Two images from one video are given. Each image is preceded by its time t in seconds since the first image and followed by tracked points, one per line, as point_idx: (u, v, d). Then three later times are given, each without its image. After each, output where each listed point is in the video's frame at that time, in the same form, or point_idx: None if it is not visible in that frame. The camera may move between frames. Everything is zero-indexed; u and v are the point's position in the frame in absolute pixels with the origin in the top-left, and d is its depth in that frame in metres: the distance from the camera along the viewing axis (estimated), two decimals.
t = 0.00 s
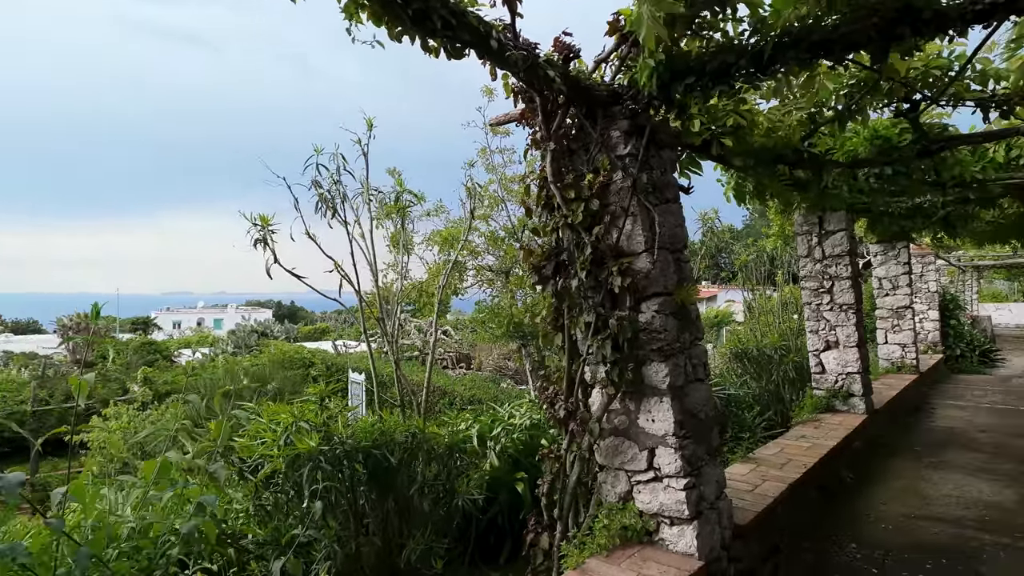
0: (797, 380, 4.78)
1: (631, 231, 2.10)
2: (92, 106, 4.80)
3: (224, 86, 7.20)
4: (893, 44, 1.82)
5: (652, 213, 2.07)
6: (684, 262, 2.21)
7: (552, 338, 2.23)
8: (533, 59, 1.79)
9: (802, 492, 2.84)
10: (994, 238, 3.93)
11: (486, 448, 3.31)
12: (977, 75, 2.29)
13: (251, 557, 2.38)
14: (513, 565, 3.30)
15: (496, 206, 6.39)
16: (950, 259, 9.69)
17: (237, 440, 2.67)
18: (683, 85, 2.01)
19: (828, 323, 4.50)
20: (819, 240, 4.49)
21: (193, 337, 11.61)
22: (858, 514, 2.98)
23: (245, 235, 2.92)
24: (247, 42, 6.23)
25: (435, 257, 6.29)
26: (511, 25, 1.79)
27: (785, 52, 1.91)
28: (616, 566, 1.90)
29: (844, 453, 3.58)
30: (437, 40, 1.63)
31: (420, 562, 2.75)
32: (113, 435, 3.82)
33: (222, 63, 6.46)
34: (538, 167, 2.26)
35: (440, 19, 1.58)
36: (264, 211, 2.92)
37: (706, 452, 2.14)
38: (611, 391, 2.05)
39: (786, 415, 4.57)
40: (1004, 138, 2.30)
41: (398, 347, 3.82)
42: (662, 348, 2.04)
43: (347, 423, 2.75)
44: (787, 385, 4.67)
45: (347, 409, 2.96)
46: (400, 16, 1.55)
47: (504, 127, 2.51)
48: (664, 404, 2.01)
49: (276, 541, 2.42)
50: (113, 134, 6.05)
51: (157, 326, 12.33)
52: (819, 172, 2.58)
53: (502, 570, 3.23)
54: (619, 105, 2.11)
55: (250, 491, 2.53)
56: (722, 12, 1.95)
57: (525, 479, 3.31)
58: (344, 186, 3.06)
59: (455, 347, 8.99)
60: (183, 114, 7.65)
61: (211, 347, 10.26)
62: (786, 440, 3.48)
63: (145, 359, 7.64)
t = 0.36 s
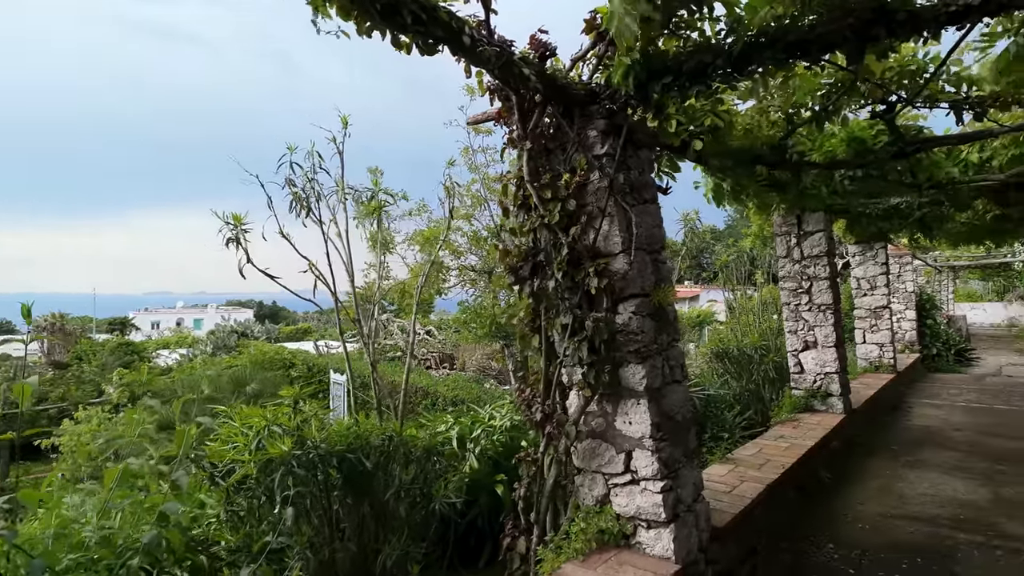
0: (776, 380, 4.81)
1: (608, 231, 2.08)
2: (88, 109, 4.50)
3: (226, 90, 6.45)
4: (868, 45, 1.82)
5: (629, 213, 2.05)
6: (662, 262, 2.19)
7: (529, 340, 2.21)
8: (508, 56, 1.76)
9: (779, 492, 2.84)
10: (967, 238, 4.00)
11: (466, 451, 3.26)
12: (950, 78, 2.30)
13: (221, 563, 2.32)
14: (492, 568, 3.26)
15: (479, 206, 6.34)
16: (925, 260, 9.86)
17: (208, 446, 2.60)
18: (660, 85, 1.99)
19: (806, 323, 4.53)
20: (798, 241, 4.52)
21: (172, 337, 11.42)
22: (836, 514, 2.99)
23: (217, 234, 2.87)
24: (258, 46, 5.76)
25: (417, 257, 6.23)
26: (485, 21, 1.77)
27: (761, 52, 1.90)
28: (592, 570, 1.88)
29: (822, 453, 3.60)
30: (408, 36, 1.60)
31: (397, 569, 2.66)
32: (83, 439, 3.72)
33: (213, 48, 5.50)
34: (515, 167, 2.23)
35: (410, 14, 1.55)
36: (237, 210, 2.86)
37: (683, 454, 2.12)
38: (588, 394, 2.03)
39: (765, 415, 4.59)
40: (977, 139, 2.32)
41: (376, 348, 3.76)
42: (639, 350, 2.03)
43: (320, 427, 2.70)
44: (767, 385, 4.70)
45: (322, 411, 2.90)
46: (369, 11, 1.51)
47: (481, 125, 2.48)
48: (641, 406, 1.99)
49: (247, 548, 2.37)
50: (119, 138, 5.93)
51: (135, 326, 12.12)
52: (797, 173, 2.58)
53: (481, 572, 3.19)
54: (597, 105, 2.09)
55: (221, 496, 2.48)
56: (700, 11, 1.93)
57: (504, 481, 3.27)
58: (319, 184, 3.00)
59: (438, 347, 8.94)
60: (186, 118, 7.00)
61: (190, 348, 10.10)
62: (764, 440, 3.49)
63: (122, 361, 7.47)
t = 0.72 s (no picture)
0: (757, 380, 4.83)
1: (584, 231, 2.05)
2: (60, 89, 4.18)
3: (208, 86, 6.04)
4: (843, 45, 1.80)
5: (605, 213, 2.03)
6: (639, 263, 2.18)
7: (505, 342, 2.18)
8: (480, 52, 1.73)
9: (758, 493, 2.84)
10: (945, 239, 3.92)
11: (445, 454, 3.22)
12: (925, 79, 2.30)
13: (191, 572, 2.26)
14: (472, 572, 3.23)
15: (461, 205, 6.30)
16: (903, 261, 10.02)
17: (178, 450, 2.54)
18: (637, 84, 1.96)
19: (786, 323, 4.54)
20: (777, 241, 4.54)
21: (151, 338, 11.24)
22: (814, 514, 3.00)
23: (187, 234, 2.80)
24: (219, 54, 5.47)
25: (399, 257, 6.18)
26: (457, 16, 1.73)
27: (737, 51, 1.88)
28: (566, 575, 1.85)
29: (800, 453, 3.60)
30: (376, 30, 1.56)
31: None
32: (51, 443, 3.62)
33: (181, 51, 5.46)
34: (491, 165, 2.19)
35: (377, 7, 1.50)
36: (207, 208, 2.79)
37: (660, 456, 2.11)
38: (564, 396, 2.00)
39: (746, 414, 4.60)
40: (952, 141, 2.32)
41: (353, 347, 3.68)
42: (615, 352, 2.00)
43: (293, 431, 2.65)
44: (748, 384, 4.72)
45: (296, 415, 2.85)
46: (334, 4, 1.47)
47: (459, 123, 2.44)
48: (617, 409, 1.97)
49: (214, 556, 2.29)
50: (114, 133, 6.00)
51: (113, 327, 11.90)
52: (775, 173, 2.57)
53: None
54: (573, 103, 2.06)
55: (191, 503, 2.40)
56: (676, 9, 1.91)
57: (484, 483, 3.24)
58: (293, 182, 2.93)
59: (421, 347, 8.89)
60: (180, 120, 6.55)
61: (169, 349, 9.93)
62: (743, 440, 3.49)
63: (98, 362, 7.32)
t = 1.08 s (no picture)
0: (737, 379, 4.84)
1: (558, 232, 2.02)
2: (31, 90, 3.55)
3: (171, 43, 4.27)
4: (817, 43, 1.79)
5: (579, 213, 2.00)
6: (614, 263, 2.15)
7: (478, 344, 2.14)
8: (449, 47, 1.69)
9: (735, 494, 2.82)
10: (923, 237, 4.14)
11: (423, 456, 3.15)
12: (901, 79, 2.29)
13: None
14: None
15: (443, 205, 6.24)
16: (883, 262, 10.13)
17: (144, 454, 2.47)
18: (610, 82, 1.93)
19: (765, 323, 4.55)
20: (756, 242, 4.55)
21: (130, 338, 11.03)
22: (792, 515, 3.00)
23: (154, 232, 2.73)
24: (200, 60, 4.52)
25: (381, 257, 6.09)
26: (426, 10, 1.69)
27: (711, 49, 1.86)
28: None
29: (779, 453, 3.60)
30: (339, 23, 1.51)
31: None
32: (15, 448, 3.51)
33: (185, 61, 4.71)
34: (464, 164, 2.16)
35: None
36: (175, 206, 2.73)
37: (635, 459, 2.08)
38: (538, 399, 1.96)
39: (726, 415, 4.59)
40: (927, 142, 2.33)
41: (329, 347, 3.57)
42: (589, 353, 1.97)
43: (264, 436, 2.58)
44: (728, 384, 4.74)
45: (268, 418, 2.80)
46: None
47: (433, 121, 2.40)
48: (590, 411, 1.94)
49: (178, 564, 2.21)
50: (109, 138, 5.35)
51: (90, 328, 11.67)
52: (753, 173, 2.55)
53: None
54: (547, 101, 2.03)
55: (158, 508, 2.34)
56: (650, 5, 1.88)
57: (462, 487, 3.19)
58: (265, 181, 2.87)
59: (405, 347, 8.80)
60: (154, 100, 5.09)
61: (148, 350, 9.75)
62: (721, 441, 3.48)
63: (75, 364, 7.15)
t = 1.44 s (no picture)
0: (719, 379, 4.85)
1: (533, 231, 1.98)
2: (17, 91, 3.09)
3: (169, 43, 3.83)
4: (794, 41, 1.78)
5: (555, 213, 1.96)
6: (592, 264, 2.13)
7: (453, 346, 2.09)
8: (419, 42, 1.66)
9: (715, 496, 2.81)
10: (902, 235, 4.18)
11: (402, 459, 3.09)
12: (879, 79, 2.29)
13: None
14: None
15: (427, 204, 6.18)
16: (865, 262, 10.23)
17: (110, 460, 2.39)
18: (586, 80, 1.90)
19: (746, 324, 4.56)
20: (738, 242, 4.54)
21: (109, 339, 10.84)
22: (771, 517, 2.99)
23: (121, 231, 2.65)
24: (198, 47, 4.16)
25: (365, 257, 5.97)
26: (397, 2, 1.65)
27: (687, 46, 1.84)
28: None
29: (759, 454, 3.60)
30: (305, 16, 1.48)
31: None
32: None
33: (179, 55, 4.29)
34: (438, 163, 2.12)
35: None
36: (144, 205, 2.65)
37: (612, 463, 2.05)
38: (513, 402, 1.92)
39: (709, 415, 4.57)
40: (905, 142, 2.33)
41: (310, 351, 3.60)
42: (565, 356, 1.94)
43: (234, 441, 2.51)
44: (711, 384, 4.77)
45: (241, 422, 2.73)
46: None
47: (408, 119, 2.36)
48: (567, 415, 1.91)
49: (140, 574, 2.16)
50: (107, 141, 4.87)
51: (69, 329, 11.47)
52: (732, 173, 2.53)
53: None
54: (522, 98, 1.99)
55: (125, 514, 2.26)
56: None
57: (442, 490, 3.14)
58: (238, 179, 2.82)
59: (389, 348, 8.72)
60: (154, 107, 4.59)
61: (128, 350, 9.57)
62: (702, 442, 3.47)
63: (52, 365, 7.03)
